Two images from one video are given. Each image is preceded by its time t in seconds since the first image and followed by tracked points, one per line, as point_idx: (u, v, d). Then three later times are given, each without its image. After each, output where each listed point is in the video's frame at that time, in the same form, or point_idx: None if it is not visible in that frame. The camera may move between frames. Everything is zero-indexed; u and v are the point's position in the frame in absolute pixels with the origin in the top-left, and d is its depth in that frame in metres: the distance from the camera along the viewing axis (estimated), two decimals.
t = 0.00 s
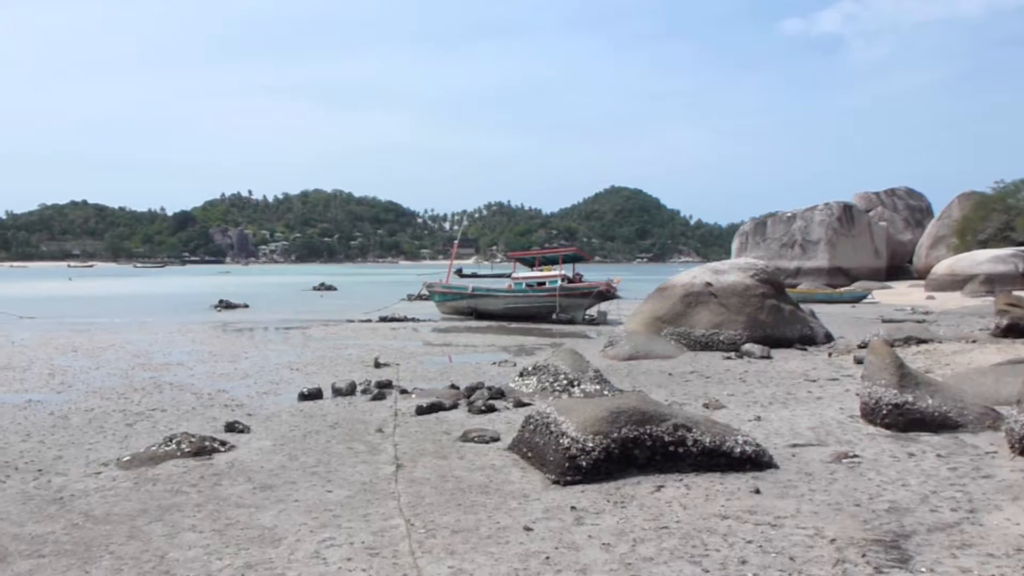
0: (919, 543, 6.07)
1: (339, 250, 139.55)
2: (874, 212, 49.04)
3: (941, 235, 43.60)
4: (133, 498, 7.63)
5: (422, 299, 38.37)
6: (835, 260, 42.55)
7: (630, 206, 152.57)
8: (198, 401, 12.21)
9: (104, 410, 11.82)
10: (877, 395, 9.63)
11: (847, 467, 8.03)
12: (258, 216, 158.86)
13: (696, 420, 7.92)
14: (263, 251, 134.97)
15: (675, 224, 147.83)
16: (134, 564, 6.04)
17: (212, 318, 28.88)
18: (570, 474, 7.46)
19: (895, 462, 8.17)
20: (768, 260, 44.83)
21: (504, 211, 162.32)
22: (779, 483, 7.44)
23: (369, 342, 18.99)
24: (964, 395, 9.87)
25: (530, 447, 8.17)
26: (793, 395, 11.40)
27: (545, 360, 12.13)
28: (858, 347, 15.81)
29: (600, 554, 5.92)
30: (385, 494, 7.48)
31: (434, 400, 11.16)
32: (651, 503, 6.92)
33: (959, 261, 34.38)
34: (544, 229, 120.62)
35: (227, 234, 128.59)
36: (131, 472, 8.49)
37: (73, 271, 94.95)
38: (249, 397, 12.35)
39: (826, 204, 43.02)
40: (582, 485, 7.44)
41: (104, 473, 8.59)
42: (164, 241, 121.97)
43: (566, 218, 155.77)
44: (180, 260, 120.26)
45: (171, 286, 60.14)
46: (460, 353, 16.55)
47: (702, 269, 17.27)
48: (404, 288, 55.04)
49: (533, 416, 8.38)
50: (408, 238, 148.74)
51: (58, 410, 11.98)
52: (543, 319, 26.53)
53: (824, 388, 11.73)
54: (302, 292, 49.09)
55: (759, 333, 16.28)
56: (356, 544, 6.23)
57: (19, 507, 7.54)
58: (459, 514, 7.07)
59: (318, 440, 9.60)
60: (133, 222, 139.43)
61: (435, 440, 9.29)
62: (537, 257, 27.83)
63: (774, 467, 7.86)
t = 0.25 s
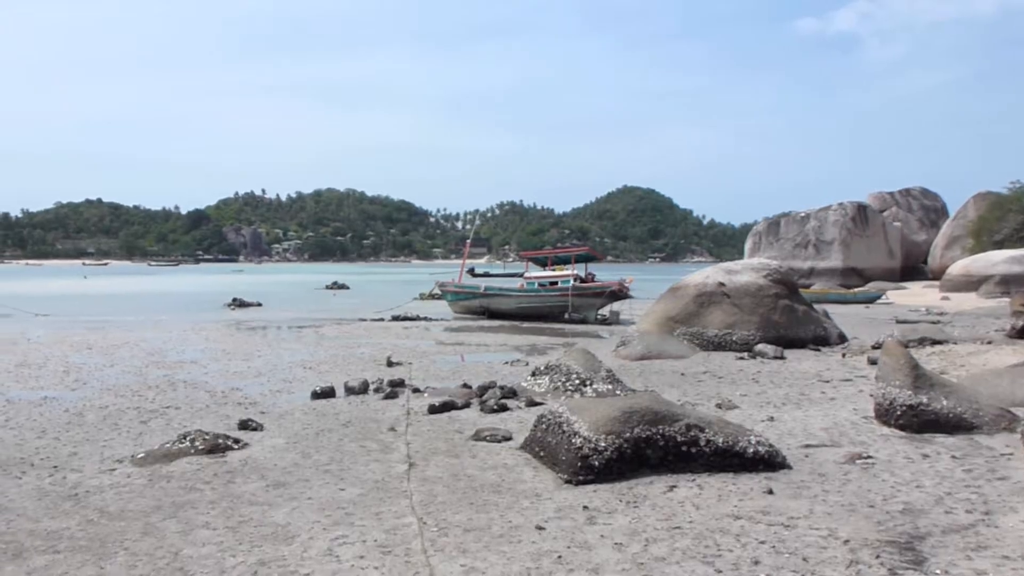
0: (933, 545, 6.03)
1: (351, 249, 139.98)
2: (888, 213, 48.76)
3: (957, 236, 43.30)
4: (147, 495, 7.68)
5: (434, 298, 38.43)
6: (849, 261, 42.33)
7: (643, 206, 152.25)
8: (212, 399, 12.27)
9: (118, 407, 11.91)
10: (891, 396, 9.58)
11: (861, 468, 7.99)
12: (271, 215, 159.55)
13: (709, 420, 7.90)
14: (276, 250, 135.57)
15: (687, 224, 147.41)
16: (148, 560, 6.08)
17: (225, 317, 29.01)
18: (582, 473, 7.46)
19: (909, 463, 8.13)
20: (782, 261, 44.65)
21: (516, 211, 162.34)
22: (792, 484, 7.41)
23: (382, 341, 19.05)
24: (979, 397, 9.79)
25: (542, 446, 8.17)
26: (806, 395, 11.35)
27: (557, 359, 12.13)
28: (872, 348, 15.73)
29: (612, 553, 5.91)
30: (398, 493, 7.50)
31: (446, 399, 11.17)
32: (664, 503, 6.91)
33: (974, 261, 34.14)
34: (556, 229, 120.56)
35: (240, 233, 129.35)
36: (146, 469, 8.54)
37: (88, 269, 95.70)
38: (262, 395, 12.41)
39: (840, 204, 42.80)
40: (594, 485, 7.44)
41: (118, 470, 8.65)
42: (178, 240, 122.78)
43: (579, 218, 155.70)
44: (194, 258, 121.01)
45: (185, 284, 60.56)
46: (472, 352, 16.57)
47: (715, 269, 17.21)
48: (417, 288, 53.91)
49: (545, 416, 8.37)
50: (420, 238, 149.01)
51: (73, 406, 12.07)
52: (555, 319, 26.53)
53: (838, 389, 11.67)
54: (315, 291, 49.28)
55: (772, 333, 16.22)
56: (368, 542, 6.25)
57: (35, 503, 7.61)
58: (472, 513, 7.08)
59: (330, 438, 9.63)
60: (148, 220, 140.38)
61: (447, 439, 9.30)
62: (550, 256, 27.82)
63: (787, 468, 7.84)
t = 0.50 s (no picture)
0: (948, 547, 6.00)
1: (364, 248, 140.31)
2: (903, 212, 48.46)
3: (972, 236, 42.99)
4: (161, 493, 7.72)
5: (446, 297, 38.47)
6: (862, 261, 42.10)
7: (655, 205, 151.86)
8: (225, 397, 12.32)
9: (132, 405, 11.98)
10: (905, 396, 9.53)
11: (875, 470, 7.95)
12: (285, 214, 160.17)
13: (721, 420, 7.88)
14: (289, 249, 136.07)
15: (701, 224, 146.93)
16: (162, 558, 6.11)
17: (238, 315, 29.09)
18: (594, 473, 7.45)
19: (924, 464, 8.08)
20: (795, 260, 44.45)
21: (529, 211, 162.25)
22: (806, 485, 7.38)
23: (394, 340, 19.08)
24: (995, 398, 9.72)
25: (554, 446, 8.16)
26: (819, 396, 11.29)
27: (570, 359, 12.11)
28: (886, 348, 15.65)
29: (624, 554, 5.91)
30: (410, 492, 7.51)
31: (458, 398, 11.18)
32: (676, 504, 6.89)
33: (990, 261, 33.89)
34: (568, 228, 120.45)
35: (254, 233, 129.97)
36: (160, 466, 8.59)
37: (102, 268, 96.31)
38: (275, 393, 12.45)
39: (854, 203, 42.57)
40: (606, 485, 7.43)
41: (132, 467, 8.69)
42: (192, 239, 123.48)
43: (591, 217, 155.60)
44: (208, 257, 121.66)
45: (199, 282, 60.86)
46: (484, 352, 16.58)
47: (728, 269, 17.15)
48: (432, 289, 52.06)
49: (557, 415, 8.37)
50: (433, 237, 149.22)
51: (87, 404, 12.15)
52: (568, 319, 26.50)
53: (852, 389, 11.61)
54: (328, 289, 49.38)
55: (785, 333, 16.16)
56: (380, 541, 6.26)
57: (51, 500, 7.66)
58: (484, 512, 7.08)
59: (343, 437, 9.66)
60: (162, 219, 141.24)
61: (460, 438, 9.31)
62: (562, 255, 27.79)
63: (800, 469, 7.81)
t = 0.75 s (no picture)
0: (965, 549, 5.95)
1: (378, 247, 140.72)
2: (918, 211, 48.14)
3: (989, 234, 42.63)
4: (177, 491, 7.77)
5: (460, 296, 38.53)
6: (877, 260, 41.86)
7: (669, 204, 151.49)
8: (240, 396, 12.39)
9: (149, 404, 12.06)
10: (921, 397, 9.46)
11: (891, 470, 7.90)
12: (299, 214, 160.90)
13: (736, 420, 7.85)
14: (303, 249, 136.68)
15: (714, 223, 146.43)
16: (178, 556, 6.15)
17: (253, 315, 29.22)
18: (608, 473, 7.44)
19: (940, 465, 8.03)
20: (810, 260, 44.25)
21: (542, 210, 162.21)
22: (821, 485, 7.35)
23: (408, 339, 19.14)
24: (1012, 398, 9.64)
25: (568, 446, 8.16)
26: (835, 396, 11.23)
27: (583, 358, 12.11)
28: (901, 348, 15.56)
29: (639, 554, 5.90)
30: (424, 491, 7.53)
31: (472, 397, 11.19)
32: (691, 504, 6.88)
33: (1008, 261, 33.61)
34: (581, 227, 120.39)
35: (268, 233, 130.73)
36: (175, 465, 8.64)
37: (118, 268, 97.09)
38: (289, 392, 12.51)
39: (869, 203, 42.34)
40: (620, 485, 7.42)
41: (148, 465, 8.75)
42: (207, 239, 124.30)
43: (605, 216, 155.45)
44: (223, 257, 122.45)
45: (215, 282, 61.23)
46: (498, 351, 16.60)
47: (742, 268, 17.09)
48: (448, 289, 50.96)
49: (571, 415, 8.36)
50: (446, 236, 149.44)
51: (104, 403, 12.25)
52: (581, 318, 26.48)
53: (867, 390, 11.54)
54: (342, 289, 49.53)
55: (800, 333, 16.09)
56: (395, 540, 6.28)
57: (68, 498, 7.73)
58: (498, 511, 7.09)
59: (357, 436, 9.69)
60: (178, 219, 142.16)
61: (473, 437, 9.32)
62: (576, 255, 27.78)
63: (815, 469, 7.77)
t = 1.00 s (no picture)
0: (994, 553, 5.88)
1: (399, 247, 141.24)
2: (944, 211, 47.56)
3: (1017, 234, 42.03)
4: (202, 488, 7.84)
5: (481, 296, 38.59)
6: (902, 260, 41.43)
7: (691, 204, 150.77)
8: (264, 395, 12.48)
9: (173, 402, 12.18)
10: (948, 399, 9.35)
11: (916, 472, 7.82)
12: (321, 215, 161.84)
13: (760, 421, 7.80)
14: (325, 249, 137.50)
15: (737, 223, 145.56)
16: (203, 552, 6.21)
17: (275, 314, 29.39)
18: (630, 473, 7.42)
19: (967, 468, 7.93)
20: (833, 260, 43.87)
21: (563, 210, 162.04)
22: (845, 487, 7.29)
23: (430, 339, 19.19)
24: None
25: (590, 446, 8.15)
26: (859, 397, 11.14)
27: (605, 358, 12.09)
28: (927, 349, 15.39)
29: (661, 554, 5.88)
30: (447, 490, 7.55)
31: (493, 397, 11.21)
32: (714, 505, 6.85)
33: None
34: (603, 227, 120.20)
35: (291, 233, 131.76)
36: (200, 463, 8.72)
37: (143, 267, 98.20)
38: (312, 391, 12.58)
39: (894, 202, 41.91)
40: (643, 485, 7.40)
41: (174, 463, 8.84)
42: (231, 239, 125.46)
43: (627, 216, 155.00)
44: (246, 256, 123.46)
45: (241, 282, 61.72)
46: (519, 351, 16.60)
47: (766, 268, 16.99)
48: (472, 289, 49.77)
49: (593, 415, 8.35)
50: (467, 237, 149.73)
51: (130, 401, 12.38)
52: (603, 318, 26.43)
53: (893, 391, 11.43)
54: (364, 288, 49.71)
55: (824, 334, 15.97)
56: (418, 538, 6.30)
57: (95, 494, 7.82)
58: (519, 511, 7.10)
59: (380, 435, 9.73)
60: (202, 219, 143.47)
61: (495, 437, 9.33)
62: (597, 254, 27.73)
63: (839, 471, 7.71)
